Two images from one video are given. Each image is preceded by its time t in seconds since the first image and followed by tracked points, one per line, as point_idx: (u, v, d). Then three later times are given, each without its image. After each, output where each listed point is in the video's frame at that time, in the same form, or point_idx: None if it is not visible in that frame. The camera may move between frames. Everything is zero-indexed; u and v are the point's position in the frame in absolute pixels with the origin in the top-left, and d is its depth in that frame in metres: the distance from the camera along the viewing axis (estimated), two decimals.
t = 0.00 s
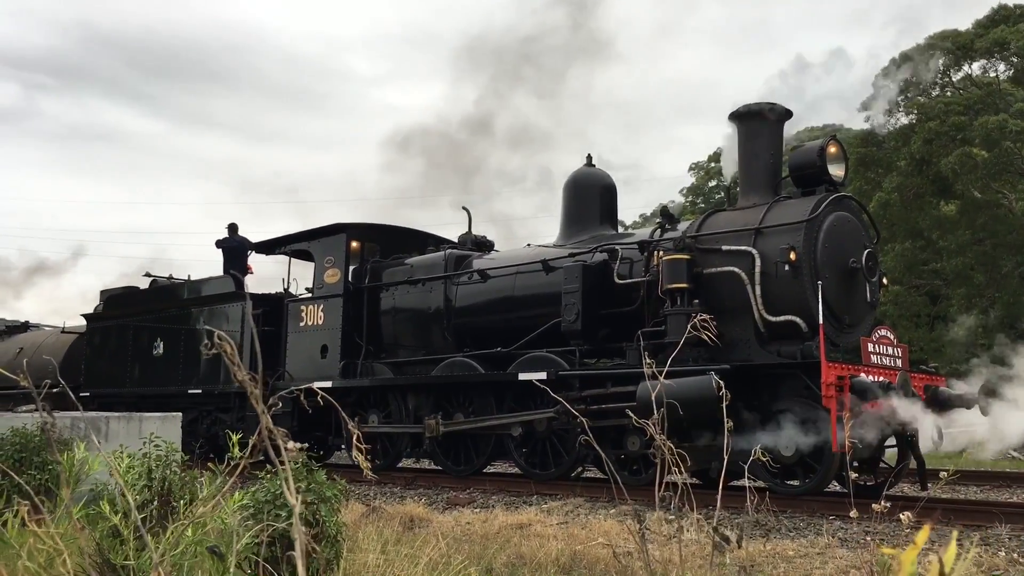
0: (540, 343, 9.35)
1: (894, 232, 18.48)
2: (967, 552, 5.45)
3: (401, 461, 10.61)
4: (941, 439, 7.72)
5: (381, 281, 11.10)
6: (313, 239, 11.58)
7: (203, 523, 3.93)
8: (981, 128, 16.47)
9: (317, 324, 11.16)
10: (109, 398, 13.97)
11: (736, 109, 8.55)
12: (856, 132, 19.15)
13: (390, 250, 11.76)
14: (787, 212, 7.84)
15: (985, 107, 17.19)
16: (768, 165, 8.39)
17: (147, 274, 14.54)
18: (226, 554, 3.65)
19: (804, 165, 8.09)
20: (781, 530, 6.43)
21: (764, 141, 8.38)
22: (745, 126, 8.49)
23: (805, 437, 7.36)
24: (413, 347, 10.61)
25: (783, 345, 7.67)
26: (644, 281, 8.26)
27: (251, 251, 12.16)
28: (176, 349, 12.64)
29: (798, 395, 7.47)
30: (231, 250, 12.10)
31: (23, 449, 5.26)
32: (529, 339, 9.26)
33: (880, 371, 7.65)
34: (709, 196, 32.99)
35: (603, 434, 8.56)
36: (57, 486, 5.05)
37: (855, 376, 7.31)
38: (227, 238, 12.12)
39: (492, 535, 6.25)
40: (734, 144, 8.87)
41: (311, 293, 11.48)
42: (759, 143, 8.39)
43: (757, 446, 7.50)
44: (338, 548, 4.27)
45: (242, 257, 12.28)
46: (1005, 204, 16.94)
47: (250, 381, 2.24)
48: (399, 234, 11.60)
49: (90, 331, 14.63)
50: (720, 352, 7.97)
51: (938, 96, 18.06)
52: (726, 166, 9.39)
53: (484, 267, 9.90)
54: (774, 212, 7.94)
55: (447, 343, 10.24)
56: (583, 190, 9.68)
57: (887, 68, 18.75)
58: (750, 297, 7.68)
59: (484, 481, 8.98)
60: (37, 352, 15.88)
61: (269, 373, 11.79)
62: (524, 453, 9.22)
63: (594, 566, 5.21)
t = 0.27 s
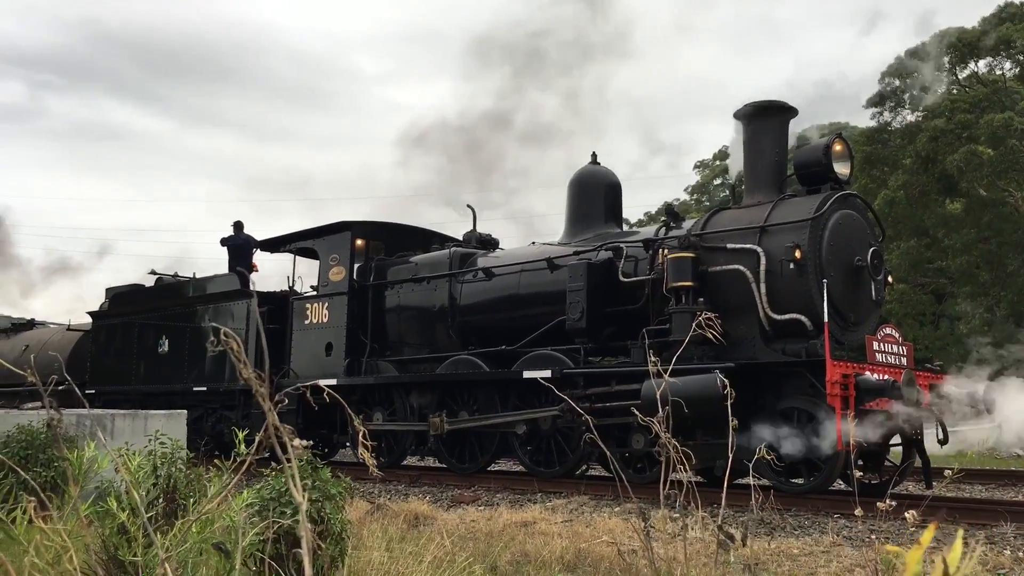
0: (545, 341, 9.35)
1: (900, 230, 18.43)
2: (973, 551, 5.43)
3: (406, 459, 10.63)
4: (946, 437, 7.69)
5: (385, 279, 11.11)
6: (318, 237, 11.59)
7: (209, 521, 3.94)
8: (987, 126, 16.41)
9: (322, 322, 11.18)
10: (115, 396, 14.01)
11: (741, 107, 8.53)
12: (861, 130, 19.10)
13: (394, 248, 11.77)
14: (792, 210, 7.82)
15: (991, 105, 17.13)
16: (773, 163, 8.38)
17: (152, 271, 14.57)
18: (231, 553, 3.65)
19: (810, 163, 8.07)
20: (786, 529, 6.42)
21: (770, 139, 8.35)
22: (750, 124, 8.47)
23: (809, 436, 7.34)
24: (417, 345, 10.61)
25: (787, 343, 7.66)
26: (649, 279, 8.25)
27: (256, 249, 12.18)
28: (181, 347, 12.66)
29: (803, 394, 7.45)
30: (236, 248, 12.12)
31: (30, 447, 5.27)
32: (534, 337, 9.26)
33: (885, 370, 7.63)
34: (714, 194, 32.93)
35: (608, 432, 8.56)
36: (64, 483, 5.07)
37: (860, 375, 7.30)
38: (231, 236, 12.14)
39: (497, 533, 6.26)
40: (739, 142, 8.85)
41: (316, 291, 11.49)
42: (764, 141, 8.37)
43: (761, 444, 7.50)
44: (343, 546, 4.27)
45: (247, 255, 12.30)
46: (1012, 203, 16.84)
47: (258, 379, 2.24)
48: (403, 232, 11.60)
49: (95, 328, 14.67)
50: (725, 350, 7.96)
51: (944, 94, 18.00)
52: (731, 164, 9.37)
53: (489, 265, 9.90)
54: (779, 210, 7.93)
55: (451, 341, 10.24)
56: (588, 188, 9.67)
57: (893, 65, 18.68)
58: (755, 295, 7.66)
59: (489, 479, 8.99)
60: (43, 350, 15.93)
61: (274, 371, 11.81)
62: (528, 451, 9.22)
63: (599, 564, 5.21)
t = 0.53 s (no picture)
0: (549, 340, 9.35)
1: (904, 228, 18.39)
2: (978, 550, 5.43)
3: (410, 457, 10.64)
4: (951, 436, 7.67)
5: (389, 277, 11.12)
6: (322, 236, 11.61)
7: (214, 518, 3.95)
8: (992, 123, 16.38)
9: (326, 320, 11.19)
10: (120, 393, 14.05)
11: (746, 105, 8.52)
12: (866, 128, 19.05)
13: (398, 246, 11.78)
14: (796, 208, 7.81)
15: (997, 102, 17.09)
16: (778, 161, 8.36)
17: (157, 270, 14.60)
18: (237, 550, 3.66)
19: (814, 161, 8.05)
20: (790, 527, 6.42)
21: (774, 137, 8.35)
22: (755, 122, 8.46)
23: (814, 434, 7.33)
24: (421, 343, 10.62)
25: (792, 342, 7.65)
26: (653, 278, 8.25)
27: (260, 247, 12.20)
28: (185, 345, 12.70)
29: (808, 392, 7.43)
30: (240, 246, 12.14)
31: (36, 444, 5.30)
32: (539, 335, 9.26)
33: (890, 368, 7.62)
34: (718, 192, 32.87)
35: (612, 431, 8.56)
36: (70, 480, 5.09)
37: (864, 373, 7.29)
38: (236, 235, 12.16)
39: (501, 531, 6.26)
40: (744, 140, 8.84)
41: (320, 289, 11.51)
42: (768, 139, 8.36)
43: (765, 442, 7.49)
44: (348, 543, 4.28)
45: (251, 253, 12.33)
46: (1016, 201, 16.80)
47: (267, 374, 2.24)
48: (407, 230, 11.61)
49: (100, 326, 14.72)
50: (729, 349, 7.96)
51: (949, 92, 17.95)
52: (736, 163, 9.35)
53: (493, 263, 9.90)
54: (783, 208, 7.92)
55: (455, 339, 10.24)
56: (592, 186, 9.66)
57: (898, 63, 18.64)
58: (759, 294, 7.66)
59: (493, 477, 9.00)
60: (48, 347, 15.98)
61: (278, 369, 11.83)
62: (532, 450, 9.23)
63: (603, 562, 5.22)
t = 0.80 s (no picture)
0: (550, 338, 9.33)
1: (905, 226, 18.36)
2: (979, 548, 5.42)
3: (411, 456, 10.63)
4: (952, 434, 7.66)
5: (390, 276, 11.11)
6: (322, 235, 11.60)
7: (214, 517, 3.95)
8: (993, 121, 16.36)
9: (326, 320, 11.18)
10: (120, 393, 14.05)
11: (746, 103, 8.51)
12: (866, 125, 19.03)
13: (398, 245, 11.77)
14: (797, 206, 7.80)
15: (997, 99, 17.07)
16: (778, 159, 8.35)
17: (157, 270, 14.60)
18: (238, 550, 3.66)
19: (815, 159, 8.04)
20: (791, 526, 6.41)
21: (774, 135, 8.34)
22: (755, 121, 8.46)
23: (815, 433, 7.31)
24: (422, 342, 10.62)
25: (792, 340, 7.64)
26: (653, 276, 8.24)
27: (260, 246, 12.19)
28: (186, 345, 12.69)
29: (810, 391, 7.42)
30: (240, 245, 12.14)
31: (37, 444, 5.29)
32: (539, 334, 9.25)
33: (891, 366, 7.61)
34: (718, 191, 32.83)
35: (613, 429, 8.55)
36: (70, 480, 5.09)
37: (865, 372, 7.28)
38: (236, 234, 12.15)
39: (502, 531, 6.26)
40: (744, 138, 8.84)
41: (320, 288, 11.50)
42: (768, 137, 8.35)
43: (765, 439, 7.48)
44: (348, 543, 4.27)
45: (252, 252, 12.32)
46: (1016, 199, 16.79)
47: (270, 372, 2.23)
48: (407, 230, 11.60)
49: (100, 326, 14.72)
50: (730, 347, 7.95)
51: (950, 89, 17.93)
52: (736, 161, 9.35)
53: (493, 262, 9.90)
54: (784, 207, 7.91)
55: (456, 338, 10.24)
56: (592, 185, 9.66)
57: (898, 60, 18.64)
58: (759, 292, 7.64)
59: (493, 476, 8.99)
60: (49, 347, 15.98)
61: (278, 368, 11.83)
62: (533, 449, 9.22)
63: (604, 561, 5.21)
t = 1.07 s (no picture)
0: (546, 336, 9.35)
1: (900, 223, 18.41)
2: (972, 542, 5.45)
3: (408, 453, 10.64)
4: (946, 430, 7.69)
5: (386, 274, 11.11)
6: (318, 233, 11.60)
7: (212, 513, 3.96)
8: (987, 118, 16.42)
9: (323, 318, 11.18)
10: (116, 392, 14.04)
11: (741, 100, 8.53)
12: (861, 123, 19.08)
13: (394, 243, 11.78)
14: (792, 203, 7.83)
15: (992, 96, 17.13)
16: (773, 156, 8.38)
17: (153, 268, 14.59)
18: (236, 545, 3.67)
19: (810, 156, 8.07)
20: (786, 521, 6.44)
21: (769, 132, 8.36)
22: (750, 118, 8.48)
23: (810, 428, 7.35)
24: (418, 340, 10.62)
25: (787, 337, 7.67)
26: (649, 273, 8.26)
27: (256, 244, 12.19)
28: (182, 343, 12.68)
29: (805, 386, 7.46)
30: (236, 243, 12.13)
31: (34, 442, 5.29)
32: (535, 331, 9.27)
33: (885, 362, 7.64)
34: (714, 188, 32.88)
35: (609, 426, 8.57)
36: (67, 477, 5.09)
37: (859, 367, 7.31)
38: (232, 232, 12.15)
39: (499, 527, 6.27)
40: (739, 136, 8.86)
41: (316, 286, 11.50)
42: (764, 134, 8.37)
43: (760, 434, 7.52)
44: (345, 539, 4.29)
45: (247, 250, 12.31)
46: (1010, 195, 16.84)
47: (266, 363, 2.23)
48: (403, 227, 11.61)
49: (96, 325, 14.70)
50: (725, 343, 7.97)
51: (944, 86, 17.99)
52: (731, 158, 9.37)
53: (489, 260, 9.91)
54: (779, 204, 7.93)
55: (452, 336, 10.25)
56: (588, 182, 9.67)
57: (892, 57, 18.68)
58: (755, 289, 7.66)
59: (490, 473, 9.01)
60: (45, 346, 15.95)
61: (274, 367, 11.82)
62: (529, 445, 9.24)
63: (600, 557, 5.23)
